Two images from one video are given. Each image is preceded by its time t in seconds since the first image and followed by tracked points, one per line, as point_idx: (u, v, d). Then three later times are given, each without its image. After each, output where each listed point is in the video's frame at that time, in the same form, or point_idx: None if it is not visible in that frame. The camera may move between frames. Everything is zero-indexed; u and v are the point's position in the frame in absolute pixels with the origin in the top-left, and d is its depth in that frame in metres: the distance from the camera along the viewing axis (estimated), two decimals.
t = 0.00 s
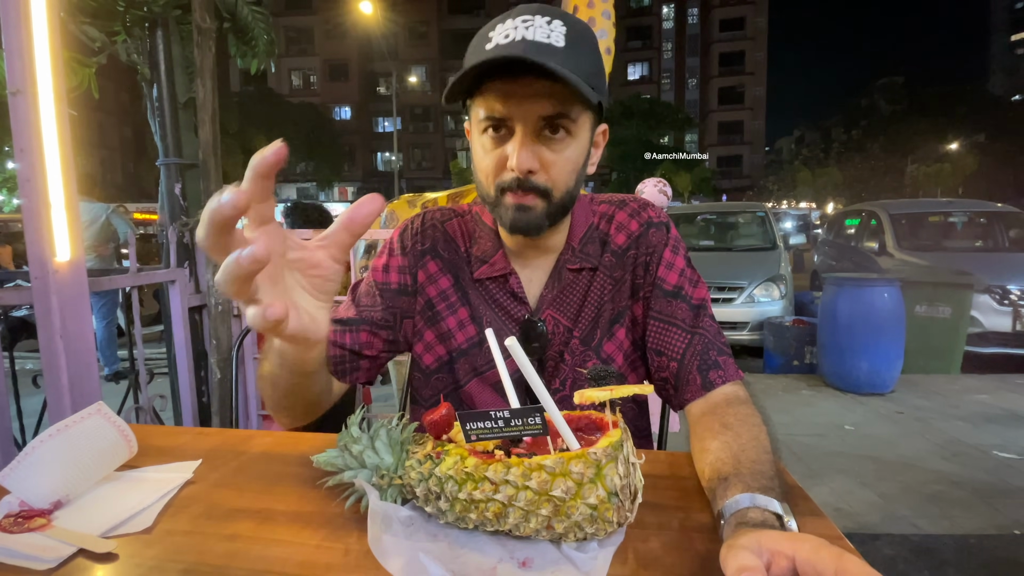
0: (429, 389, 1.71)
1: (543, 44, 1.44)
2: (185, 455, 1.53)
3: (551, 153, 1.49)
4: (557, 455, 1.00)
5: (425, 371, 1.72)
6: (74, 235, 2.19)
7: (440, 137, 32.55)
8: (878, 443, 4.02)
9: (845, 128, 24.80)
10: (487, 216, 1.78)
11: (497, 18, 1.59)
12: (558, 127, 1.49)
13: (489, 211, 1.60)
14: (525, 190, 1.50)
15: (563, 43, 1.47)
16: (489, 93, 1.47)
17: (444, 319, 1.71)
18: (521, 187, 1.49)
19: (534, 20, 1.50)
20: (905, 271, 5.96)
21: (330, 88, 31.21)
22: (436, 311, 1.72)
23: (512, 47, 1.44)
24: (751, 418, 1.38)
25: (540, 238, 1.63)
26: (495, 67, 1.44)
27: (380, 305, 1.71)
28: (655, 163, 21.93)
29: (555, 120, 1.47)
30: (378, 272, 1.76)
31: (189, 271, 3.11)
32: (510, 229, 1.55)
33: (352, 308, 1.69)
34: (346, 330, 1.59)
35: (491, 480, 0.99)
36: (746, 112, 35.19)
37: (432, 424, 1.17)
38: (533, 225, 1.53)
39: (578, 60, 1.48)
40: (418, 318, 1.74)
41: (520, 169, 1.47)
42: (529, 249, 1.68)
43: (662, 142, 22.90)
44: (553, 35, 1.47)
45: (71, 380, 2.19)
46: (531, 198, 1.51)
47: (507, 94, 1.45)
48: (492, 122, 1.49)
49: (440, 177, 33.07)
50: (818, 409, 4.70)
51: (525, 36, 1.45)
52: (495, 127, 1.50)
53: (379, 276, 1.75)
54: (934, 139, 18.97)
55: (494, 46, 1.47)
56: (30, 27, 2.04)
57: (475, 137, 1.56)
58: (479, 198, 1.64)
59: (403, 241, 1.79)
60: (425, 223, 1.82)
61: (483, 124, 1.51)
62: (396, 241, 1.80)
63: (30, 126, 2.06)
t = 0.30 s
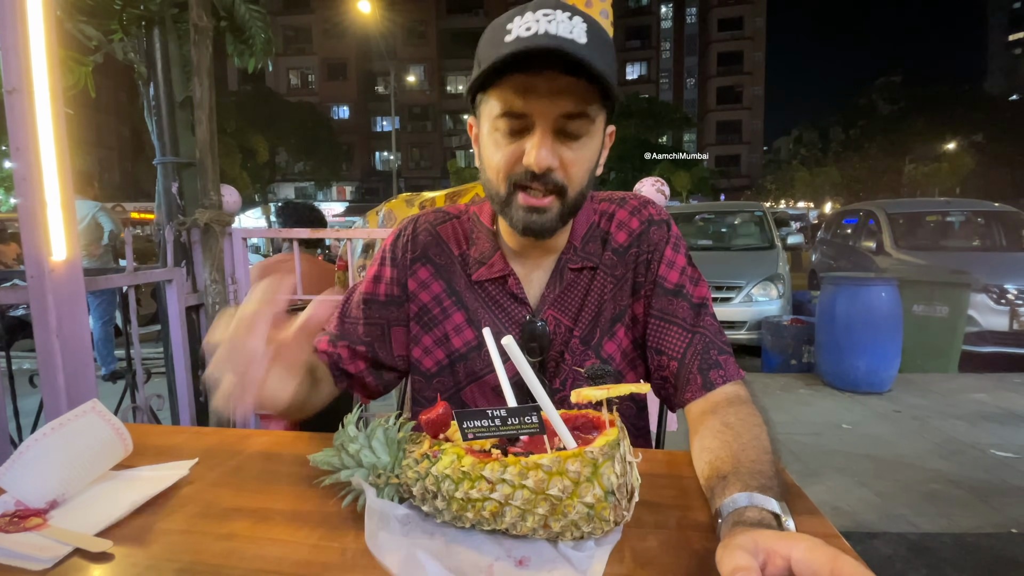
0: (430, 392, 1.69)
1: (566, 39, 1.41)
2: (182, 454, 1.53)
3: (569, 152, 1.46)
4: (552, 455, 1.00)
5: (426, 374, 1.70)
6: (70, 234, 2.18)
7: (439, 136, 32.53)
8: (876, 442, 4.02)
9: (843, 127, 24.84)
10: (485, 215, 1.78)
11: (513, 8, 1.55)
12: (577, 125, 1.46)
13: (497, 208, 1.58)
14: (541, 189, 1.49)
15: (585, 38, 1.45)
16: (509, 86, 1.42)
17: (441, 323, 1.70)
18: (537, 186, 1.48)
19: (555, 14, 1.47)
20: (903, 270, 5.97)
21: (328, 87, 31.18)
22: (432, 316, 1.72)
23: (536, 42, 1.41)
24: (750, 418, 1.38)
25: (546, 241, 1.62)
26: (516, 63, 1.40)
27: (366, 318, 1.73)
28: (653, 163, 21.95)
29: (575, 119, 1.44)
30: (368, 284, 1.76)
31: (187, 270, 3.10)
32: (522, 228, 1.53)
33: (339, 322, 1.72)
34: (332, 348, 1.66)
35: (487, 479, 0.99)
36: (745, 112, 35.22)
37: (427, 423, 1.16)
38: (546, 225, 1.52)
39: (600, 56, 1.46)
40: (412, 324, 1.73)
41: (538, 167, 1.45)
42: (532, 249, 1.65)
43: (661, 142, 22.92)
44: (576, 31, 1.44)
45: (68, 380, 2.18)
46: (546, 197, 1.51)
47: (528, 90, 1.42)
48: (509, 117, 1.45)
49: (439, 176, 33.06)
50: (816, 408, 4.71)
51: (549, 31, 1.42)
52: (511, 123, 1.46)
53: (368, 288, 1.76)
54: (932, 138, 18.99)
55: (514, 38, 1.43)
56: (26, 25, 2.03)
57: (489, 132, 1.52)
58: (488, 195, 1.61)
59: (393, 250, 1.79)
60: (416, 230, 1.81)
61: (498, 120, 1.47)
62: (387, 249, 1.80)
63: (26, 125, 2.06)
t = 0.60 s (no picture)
0: (430, 392, 1.71)
1: (532, 58, 1.38)
2: (182, 455, 1.53)
3: (551, 169, 1.45)
4: (552, 455, 1.00)
5: (426, 375, 1.71)
6: (70, 235, 2.18)
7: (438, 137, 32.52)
8: (875, 443, 4.03)
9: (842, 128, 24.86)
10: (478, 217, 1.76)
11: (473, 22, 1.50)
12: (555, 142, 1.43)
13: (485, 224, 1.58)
14: (526, 208, 1.48)
15: (551, 53, 1.41)
16: (479, 115, 1.38)
17: (438, 325, 1.71)
18: (522, 205, 1.47)
19: (518, 29, 1.41)
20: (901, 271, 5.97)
21: (327, 88, 31.18)
22: (429, 319, 1.72)
23: (501, 66, 1.38)
24: (749, 418, 1.37)
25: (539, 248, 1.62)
26: (482, 90, 1.35)
27: (369, 325, 1.72)
28: (652, 163, 21.96)
29: (552, 137, 1.41)
30: (365, 291, 1.75)
31: (186, 271, 3.10)
32: (513, 244, 1.54)
33: (341, 332, 1.70)
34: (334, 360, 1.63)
35: (486, 479, 0.99)
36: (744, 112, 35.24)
37: (427, 423, 1.17)
38: (536, 239, 1.53)
39: (568, 70, 1.42)
40: (410, 327, 1.74)
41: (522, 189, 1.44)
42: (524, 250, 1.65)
43: (660, 142, 22.96)
44: (540, 46, 1.40)
45: (67, 380, 2.18)
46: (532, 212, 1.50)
47: (499, 116, 1.38)
48: (485, 143, 1.43)
49: (438, 177, 33.05)
50: (815, 408, 4.71)
51: (513, 52, 1.38)
52: (487, 147, 1.44)
53: (367, 296, 1.74)
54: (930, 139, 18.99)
55: (479, 63, 1.41)
56: (25, 26, 2.04)
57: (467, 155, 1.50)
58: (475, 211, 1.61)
59: (389, 256, 1.78)
60: (411, 234, 1.81)
61: (474, 145, 1.45)
62: (382, 255, 1.79)
63: (25, 126, 2.06)
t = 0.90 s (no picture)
0: (426, 387, 1.71)
1: (494, 65, 1.37)
2: (179, 454, 1.53)
3: (527, 169, 1.44)
4: (551, 453, 1.00)
5: (421, 371, 1.72)
6: (67, 233, 2.18)
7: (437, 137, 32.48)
8: (873, 441, 4.03)
9: (841, 127, 24.87)
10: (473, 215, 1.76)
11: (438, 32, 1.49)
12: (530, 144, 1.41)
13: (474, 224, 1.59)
14: (508, 208, 1.47)
15: (513, 57, 1.40)
16: (449, 125, 1.38)
17: (433, 320, 1.72)
18: (503, 206, 1.46)
19: (479, 36, 1.41)
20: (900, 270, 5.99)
21: (326, 87, 31.14)
22: (424, 314, 1.73)
23: (464, 76, 1.38)
24: (747, 416, 1.37)
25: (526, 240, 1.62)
26: (449, 102, 1.35)
27: (367, 322, 1.72)
28: (651, 163, 21.97)
29: (524, 139, 1.39)
30: (360, 289, 1.76)
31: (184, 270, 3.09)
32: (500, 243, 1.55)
33: (341, 327, 1.70)
34: (334, 355, 1.64)
35: (485, 478, 0.98)
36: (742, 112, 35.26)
37: (427, 422, 1.17)
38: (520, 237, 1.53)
39: (532, 71, 1.40)
40: (406, 323, 1.74)
41: (500, 192, 1.44)
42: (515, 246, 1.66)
43: (659, 141, 22.95)
44: (502, 51, 1.40)
45: (65, 379, 2.18)
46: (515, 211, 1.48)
47: (467, 125, 1.37)
48: (460, 151, 1.43)
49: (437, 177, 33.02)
50: (814, 407, 4.71)
51: (474, 61, 1.38)
52: (463, 155, 1.44)
53: (365, 292, 1.74)
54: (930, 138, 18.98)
55: (445, 74, 1.41)
56: (23, 24, 2.03)
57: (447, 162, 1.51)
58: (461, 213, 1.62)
59: (385, 254, 1.78)
60: (406, 232, 1.80)
61: (451, 154, 1.45)
62: (379, 253, 1.79)
63: (22, 125, 2.05)
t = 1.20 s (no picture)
0: (423, 391, 1.70)
1: (532, 66, 1.35)
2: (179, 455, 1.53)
3: (541, 171, 1.44)
4: (551, 453, 1.00)
5: (419, 374, 1.70)
6: (67, 234, 2.18)
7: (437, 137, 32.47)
8: (873, 441, 4.03)
9: (840, 127, 24.88)
10: (473, 217, 1.76)
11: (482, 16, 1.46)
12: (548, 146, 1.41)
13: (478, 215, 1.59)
14: (513, 206, 1.47)
15: (552, 61, 1.38)
16: (475, 113, 1.37)
17: (433, 322, 1.71)
18: (510, 204, 1.47)
19: (522, 35, 1.38)
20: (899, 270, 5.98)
21: (326, 87, 31.13)
22: (424, 316, 1.73)
23: (498, 70, 1.36)
24: (745, 416, 1.38)
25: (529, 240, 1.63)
26: (479, 94, 1.33)
27: (367, 323, 1.72)
28: (650, 163, 21.98)
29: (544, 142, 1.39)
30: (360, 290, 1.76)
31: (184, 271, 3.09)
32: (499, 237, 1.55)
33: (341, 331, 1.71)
34: (333, 356, 1.64)
35: (485, 478, 0.99)
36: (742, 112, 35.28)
37: (426, 422, 1.17)
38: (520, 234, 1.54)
39: (567, 81, 1.39)
40: (405, 326, 1.74)
41: (510, 188, 1.44)
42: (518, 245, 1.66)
43: (659, 142, 22.96)
44: (541, 54, 1.37)
45: (65, 380, 2.18)
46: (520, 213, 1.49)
47: (493, 117, 1.36)
48: (479, 141, 1.42)
49: (437, 177, 33.01)
50: (813, 407, 4.71)
51: (512, 58, 1.36)
52: (482, 144, 1.42)
53: (365, 294, 1.74)
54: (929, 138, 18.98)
55: (480, 64, 1.38)
56: (23, 25, 2.03)
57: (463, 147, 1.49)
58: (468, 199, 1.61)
59: (386, 257, 1.78)
60: (407, 235, 1.81)
61: (469, 141, 1.43)
62: (380, 256, 1.79)
63: (22, 124, 2.05)
